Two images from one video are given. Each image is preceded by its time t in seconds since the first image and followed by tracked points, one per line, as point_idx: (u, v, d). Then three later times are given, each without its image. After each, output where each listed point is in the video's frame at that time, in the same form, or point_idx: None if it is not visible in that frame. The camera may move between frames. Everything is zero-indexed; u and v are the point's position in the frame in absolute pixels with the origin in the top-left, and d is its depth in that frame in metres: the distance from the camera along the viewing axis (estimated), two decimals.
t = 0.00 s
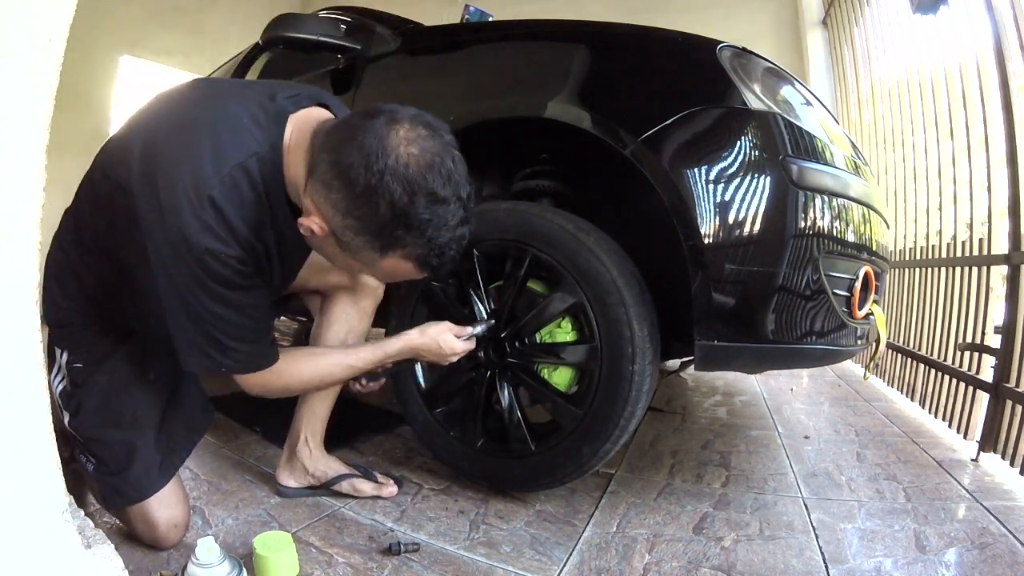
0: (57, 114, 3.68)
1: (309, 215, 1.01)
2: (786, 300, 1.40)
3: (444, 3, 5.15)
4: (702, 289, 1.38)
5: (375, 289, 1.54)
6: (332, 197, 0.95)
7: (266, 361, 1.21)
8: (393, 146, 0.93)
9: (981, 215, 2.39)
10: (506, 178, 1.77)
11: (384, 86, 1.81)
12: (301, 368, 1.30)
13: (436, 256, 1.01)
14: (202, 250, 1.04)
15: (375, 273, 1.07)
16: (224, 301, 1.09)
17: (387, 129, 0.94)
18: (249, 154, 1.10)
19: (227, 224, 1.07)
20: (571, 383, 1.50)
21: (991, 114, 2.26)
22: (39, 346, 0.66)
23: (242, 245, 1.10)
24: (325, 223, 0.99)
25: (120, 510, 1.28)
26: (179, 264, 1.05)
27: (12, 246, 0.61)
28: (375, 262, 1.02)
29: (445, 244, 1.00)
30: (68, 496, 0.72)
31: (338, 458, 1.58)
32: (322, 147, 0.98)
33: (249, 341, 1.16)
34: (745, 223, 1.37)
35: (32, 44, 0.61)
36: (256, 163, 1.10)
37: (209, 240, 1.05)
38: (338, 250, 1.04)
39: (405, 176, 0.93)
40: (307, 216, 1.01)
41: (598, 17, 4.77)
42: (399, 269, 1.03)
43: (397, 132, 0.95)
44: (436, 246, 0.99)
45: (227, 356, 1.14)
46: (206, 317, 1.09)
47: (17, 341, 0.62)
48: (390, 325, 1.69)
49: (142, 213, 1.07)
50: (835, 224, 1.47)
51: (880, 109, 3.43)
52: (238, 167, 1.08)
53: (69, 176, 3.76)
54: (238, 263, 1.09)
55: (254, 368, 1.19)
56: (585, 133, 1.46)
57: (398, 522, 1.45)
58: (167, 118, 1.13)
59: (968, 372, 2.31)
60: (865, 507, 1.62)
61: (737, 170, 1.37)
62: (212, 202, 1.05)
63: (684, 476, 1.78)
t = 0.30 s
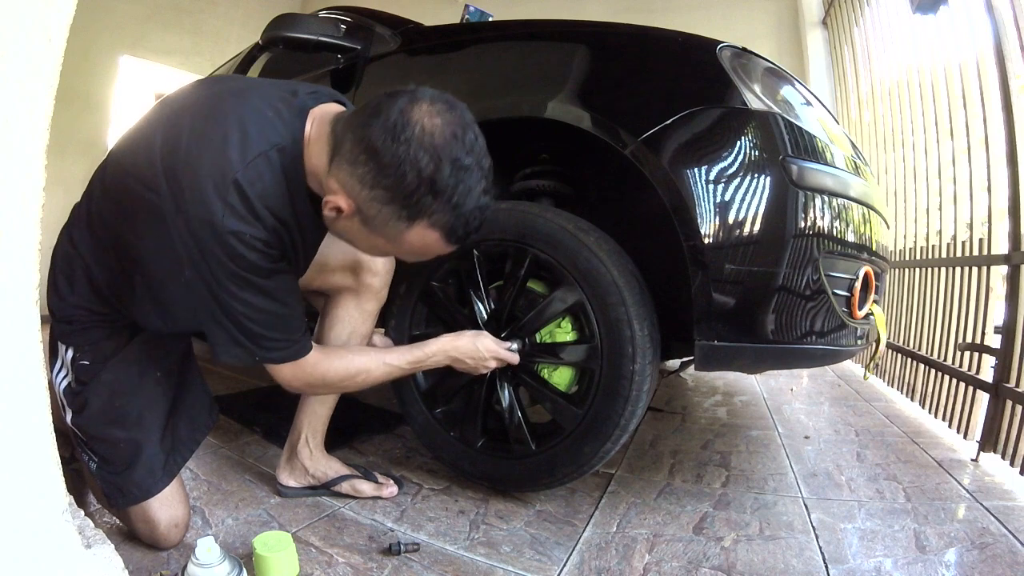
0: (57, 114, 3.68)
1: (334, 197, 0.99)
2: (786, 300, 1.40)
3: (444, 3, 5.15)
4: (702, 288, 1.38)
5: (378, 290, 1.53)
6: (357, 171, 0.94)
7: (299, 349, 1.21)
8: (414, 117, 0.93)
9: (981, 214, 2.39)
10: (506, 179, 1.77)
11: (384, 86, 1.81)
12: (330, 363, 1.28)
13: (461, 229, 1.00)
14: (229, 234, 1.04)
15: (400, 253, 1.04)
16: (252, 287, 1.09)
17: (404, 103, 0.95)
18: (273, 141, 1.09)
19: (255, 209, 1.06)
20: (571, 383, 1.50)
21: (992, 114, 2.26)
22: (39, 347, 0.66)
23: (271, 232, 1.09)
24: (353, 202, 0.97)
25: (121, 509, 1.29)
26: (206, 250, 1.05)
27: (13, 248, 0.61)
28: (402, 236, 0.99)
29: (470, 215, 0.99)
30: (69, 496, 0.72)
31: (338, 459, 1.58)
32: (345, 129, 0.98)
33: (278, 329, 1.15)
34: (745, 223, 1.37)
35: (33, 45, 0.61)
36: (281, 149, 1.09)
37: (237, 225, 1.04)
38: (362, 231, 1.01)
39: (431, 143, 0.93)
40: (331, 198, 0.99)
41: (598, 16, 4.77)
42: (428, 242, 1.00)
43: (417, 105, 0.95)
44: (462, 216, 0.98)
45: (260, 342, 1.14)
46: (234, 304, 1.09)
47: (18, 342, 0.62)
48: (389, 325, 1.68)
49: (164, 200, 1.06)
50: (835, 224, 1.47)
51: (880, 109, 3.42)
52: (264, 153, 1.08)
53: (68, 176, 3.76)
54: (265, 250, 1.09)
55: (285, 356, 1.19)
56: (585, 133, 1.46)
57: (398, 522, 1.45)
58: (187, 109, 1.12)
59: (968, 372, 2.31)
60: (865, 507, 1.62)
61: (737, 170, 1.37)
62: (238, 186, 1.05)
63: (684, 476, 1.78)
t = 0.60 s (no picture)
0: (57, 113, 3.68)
1: (378, 89, 1.02)
2: (786, 300, 1.40)
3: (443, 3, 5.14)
4: (702, 289, 1.38)
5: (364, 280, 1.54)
6: (393, 47, 1.02)
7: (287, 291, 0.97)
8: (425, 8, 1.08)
9: (981, 214, 2.39)
10: (507, 179, 1.77)
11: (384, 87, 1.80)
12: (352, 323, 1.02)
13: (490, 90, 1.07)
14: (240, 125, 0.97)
15: (446, 126, 1.03)
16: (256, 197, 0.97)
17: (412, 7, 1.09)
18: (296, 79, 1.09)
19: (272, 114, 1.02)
20: (571, 383, 1.50)
21: (992, 114, 2.26)
22: (38, 346, 0.66)
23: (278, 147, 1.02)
24: (398, 80, 1.01)
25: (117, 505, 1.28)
26: (207, 143, 0.95)
27: (13, 246, 0.61)
28: (450, 92, 1.00)
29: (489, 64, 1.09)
30: (69, 496, 0.72)
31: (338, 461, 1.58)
32: (366, 47, 1.06)
33: (276, 254, 0.96)
34: (745, 223, 1.37)
35: (33, 44, 0.61)
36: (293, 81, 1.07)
37: (248, 117, 0.98)
38: (408, 112, 1.01)
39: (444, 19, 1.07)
40: (377, 94, 1.02)
41: (598, 16, 4.77)
42: (473, 96, 1.02)
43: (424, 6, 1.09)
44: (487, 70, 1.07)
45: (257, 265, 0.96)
46: (230, 210, 0.93)
47: (18, 342, 0.62)
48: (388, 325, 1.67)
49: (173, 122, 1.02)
50: (835, 224, 1.47)
51: (880, 109, 3.42)
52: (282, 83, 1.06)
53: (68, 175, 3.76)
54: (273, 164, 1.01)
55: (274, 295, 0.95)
56: (585, 133, 1.46)
57: (398, 522, 1.45)
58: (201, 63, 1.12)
59: (967, 372, 2.31)
60: (865, 507, 1.62)
61: (737, 170, 1.37)
62: (255, 90, 1.01)
63: (684, 476, 1.78)
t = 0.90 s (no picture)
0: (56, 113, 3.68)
1: (357, 69, 1.04)
2: (786, 300, 1.40)
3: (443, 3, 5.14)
4: (702, 289, 1.38)
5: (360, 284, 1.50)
6: (373, 27, 1.04)
7: (306, 289, 1.08)
8: None
9: (981, 214, 2.39)
10: (506, 178, 1.77)
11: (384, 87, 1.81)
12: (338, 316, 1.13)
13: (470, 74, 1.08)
14: (240, 138, 1.01)
15: (423, 108, 1.04)
16: (258, 202, 1.03)
17: None
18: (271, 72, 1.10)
19: (263, 119, 1.05)
20: (571, 383, 1.50)
21: (992, 114, 2.26)
22: (39, 346, 0.66)
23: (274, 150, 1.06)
24: (375, 59, 1.03)
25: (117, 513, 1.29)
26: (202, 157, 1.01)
27: (13, 246, 0.61)
28: (428, 73, 1.02)
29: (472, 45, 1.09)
30: (69, 496, 0.72)
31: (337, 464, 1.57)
32: (350, 26, 1.08)
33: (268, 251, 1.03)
34: (745, 223, 1.37)
35: (33, 45, 0.61)
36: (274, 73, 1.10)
37: (241, 126, 1.02)
38: (388, 92, 1.03)
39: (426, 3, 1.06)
40: (354, 74, 1.04)
41: (598, 16, 4.77)
42: (453, 79, 1.04)
43: None
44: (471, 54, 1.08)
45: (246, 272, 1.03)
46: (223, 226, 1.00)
47: (18, 342, 0.62)
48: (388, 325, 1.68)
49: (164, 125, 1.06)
50: (835, 224, 1.47)
51: (880, 109, 3.42)
52: (267, 83, 1.08)
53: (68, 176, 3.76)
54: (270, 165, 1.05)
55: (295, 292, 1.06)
56: (585, 133, 1.46)
57: (398, 522, 1.45)
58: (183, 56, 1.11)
59: (968, 372, 2.31)
60: (865, 507, 1.62)
61: (737, 170, 1.37)
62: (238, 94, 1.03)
63: (684, 476, 1.78)
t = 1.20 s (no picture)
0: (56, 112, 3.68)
1: (347, 32, 1.08)
2: (786, 300, 1.40)
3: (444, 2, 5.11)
4: (702, 289, 1.38)
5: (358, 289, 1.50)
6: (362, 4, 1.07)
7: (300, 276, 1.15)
8: None
9: (981, 215, 2.38)
10: (506, 178, 1.77)
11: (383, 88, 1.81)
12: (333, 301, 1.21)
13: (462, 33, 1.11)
14: (239, 125, 1.04)
15: (417, 65, 1.07)
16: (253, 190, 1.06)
17: None
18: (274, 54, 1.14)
19: (263, 104, 1.08)
20: (570, 383, 1.50)
21: (992, 114, 2.26)
22: (38, 346, 0.66)
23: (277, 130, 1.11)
24: (364, 20, 1.07)
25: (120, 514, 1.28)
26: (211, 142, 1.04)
27: (14, 246, 0.61)
28: (416, 31, 1.05)
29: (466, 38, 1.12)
30: (69, 496, 0.72)
31: (337, 465, 1.57)
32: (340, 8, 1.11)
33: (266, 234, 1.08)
34: (745, 223, 1.37)
35: (33, 45, 0.61)
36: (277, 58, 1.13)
37: (245, 115, 1.05)
38: (378, 54, 1.07)
39: None
40: (346, 36, 1.09)
41: (598, 16, 4.77)
42: (442, 34, 1.07)
43: None
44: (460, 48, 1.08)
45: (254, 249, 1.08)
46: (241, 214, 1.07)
47: (18, 341, 0.62)
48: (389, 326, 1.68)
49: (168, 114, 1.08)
50: (835, 224, 1.47)
51: (880, 109, 3.42)
52: (267, 63, 1.12)
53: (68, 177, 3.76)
54: (270, 149, 1.09)
55: (284, 279, 1.12)
56: (585, 133, 1.46)
57: (398, 522, 1.45)
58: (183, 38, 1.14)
59: (968, 372, 2.31)
60: (865, 507, 1.62)
61: (737, 170, 1.37)
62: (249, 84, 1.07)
63: (684, 476, 1.78)
